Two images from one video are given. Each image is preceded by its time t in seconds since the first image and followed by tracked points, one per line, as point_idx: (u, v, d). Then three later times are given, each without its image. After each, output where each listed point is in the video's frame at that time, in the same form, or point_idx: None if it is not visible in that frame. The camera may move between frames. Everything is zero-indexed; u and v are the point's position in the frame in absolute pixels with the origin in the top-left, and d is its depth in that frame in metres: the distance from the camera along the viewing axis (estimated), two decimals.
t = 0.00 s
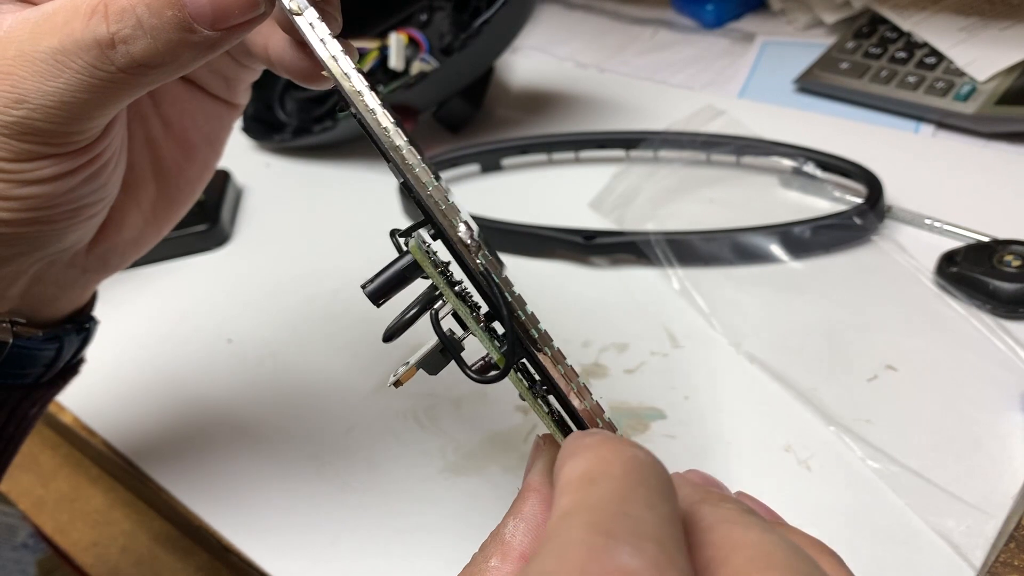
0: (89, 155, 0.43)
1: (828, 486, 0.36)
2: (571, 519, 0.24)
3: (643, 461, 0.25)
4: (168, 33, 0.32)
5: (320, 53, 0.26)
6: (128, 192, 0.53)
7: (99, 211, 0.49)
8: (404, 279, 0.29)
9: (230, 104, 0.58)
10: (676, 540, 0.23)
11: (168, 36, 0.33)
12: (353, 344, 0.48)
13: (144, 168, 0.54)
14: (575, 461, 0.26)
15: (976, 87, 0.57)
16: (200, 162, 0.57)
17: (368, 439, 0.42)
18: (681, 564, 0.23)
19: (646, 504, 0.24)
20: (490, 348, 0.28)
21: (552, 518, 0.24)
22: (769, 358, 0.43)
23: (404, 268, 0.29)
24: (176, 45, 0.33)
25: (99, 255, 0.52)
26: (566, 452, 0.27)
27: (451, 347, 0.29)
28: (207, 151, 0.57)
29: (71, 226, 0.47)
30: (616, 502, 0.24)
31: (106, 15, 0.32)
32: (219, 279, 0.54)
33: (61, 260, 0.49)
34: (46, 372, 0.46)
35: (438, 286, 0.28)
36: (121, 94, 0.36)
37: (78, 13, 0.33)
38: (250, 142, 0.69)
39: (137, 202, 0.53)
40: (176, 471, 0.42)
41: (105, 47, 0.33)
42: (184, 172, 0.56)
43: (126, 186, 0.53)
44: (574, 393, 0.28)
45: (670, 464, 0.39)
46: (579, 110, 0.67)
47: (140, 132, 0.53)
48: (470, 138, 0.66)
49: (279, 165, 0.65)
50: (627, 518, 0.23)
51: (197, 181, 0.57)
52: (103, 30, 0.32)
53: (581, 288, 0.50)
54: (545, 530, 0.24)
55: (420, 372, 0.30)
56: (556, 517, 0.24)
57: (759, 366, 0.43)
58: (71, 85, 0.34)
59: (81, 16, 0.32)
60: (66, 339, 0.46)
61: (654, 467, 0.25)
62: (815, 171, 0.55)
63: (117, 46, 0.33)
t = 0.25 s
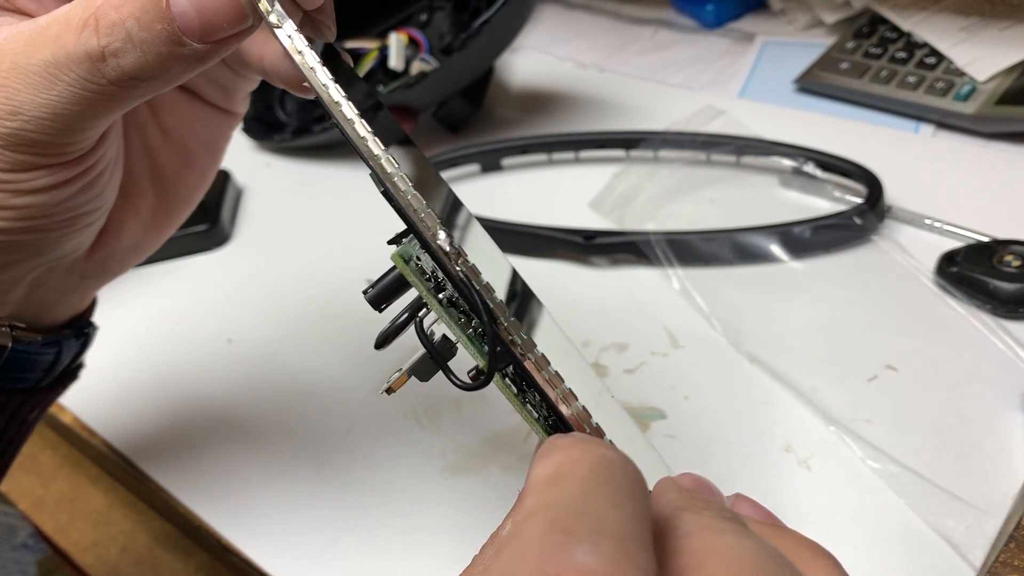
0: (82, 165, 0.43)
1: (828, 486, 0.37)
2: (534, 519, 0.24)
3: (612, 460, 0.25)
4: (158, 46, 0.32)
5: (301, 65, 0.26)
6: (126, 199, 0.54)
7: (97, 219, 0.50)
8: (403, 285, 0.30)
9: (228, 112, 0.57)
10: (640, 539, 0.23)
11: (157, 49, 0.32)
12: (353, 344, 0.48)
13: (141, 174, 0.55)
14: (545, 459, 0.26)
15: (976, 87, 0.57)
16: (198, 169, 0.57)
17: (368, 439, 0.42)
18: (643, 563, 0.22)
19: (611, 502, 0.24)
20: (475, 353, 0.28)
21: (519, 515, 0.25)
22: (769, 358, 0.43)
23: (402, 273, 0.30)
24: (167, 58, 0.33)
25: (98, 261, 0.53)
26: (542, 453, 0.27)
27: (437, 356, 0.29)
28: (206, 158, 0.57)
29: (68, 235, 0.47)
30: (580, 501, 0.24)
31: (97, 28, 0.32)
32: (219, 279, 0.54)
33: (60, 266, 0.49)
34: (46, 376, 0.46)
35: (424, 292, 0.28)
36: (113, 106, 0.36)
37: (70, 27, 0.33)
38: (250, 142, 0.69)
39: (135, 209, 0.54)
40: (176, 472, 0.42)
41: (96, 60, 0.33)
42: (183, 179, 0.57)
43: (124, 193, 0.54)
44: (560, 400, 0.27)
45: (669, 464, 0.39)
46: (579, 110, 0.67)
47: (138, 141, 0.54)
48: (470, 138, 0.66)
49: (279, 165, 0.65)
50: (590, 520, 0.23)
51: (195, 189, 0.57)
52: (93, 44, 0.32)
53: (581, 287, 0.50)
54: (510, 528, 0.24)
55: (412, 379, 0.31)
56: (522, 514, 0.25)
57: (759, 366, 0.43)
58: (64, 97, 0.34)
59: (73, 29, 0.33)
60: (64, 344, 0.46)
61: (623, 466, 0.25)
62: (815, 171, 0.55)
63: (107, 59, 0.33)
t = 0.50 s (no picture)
0: (74, 166, 0.43)
1: (828, 486, 0.36)
2: (514, 515, 0.24)
3: (594, 458, 0.25)
4: (148, 47, 0.33)
5: (286, 65, 0.26)
6: (120, 198, 0.53)
7: (90, 219, 0.49)
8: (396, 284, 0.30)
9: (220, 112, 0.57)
10: (620, 534, 0.24)
11: (147, 49, 0.33)
12: (353, 344, 0.48)
13: (134, 175, 0.54)
14: (525, 459, 0.26)
15: (976, 87, 0.57)
16: (191, 168, 0.57)
17: (368, 439, 0.42)
18: (622, 556, 0.23)
19: (592, 498, 0.24)
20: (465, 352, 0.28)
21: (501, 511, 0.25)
22: (769, 358, 0.43)
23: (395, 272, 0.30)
24: (156, 58, 0.33)
25: (93, 261, 0.51)
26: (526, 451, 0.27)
27: (428, 354, 0.30)
28: (200, 158, 0.57)
29: (62, 235, 0.47)
30: (560, 498, 0.24)
31: (86, 29, 0.32)
32: (219, 279, 0.54)
33: (54, 267, 0.48)
34: (41, 375, 0.45)
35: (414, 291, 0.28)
36: (105, 107, 0.37)
37: (60, 28, 0.33)
38: (250, 142, 0.69)
39: (130, 208, 0.53)
40: (177, 472, 0.42)
41: (86, 61, 0.33)
42: (177, 179, 0.56)
43: (117, 193, 0.53)
44: (549, 398, 0.27)
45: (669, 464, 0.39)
46: (579, 110, 0.67)
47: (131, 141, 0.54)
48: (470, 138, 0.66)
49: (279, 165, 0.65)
50: (569, 514, 0.24)
51: (188, 188, 0.57)
52: (83, 45, 0.33)
53: (581, 287, 0.50)
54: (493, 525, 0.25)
55: (403, 378, 0.31)
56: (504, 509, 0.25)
57: (759, 366, 0.43)
58: (54, 96, 0.35)
59: (62, 31, 0.33)
60: (58, 344, 0.45)
61: (605, 465, 0.26)
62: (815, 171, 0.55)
63: (97, 60, 0.33)
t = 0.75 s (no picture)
0: (74, 177, 0.43)
1: (828, 486, 0.36)
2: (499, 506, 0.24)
3: (582, 453, 0.25)
4: (148, 59, 0.33)
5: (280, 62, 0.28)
6: (117, 211, 0.53)
7: (90, 229, 0.49)
8: (390, 287, 0.29)
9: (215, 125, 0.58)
10: (609, 525, 0.24)
11: (146, 63, 0.34)
12: (353, 344, 0.48)
13: (131, 187, 0.54)
14: (514, 453, 0.26)
15: (976, 86, 0.57)
16: (187, 181, 0.57)
17: (368, 439, 0.42)
18: (609, 551, 0.23)
19: (579, 491, 0.24)
20: (460, 335, 0.27)
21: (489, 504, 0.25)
22: (769, 358, 0.43)
23: (388, 276, 0.29)
24: (154, 71, 0.34)
25: (91, 272, 0.52)
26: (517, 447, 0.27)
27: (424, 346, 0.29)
28: (195, 170, 0.57)
29: (62, 244, 0.47)
30: (544, 490, 0.24)
31: (85, 42, 0.33)
32: (219, 279, 0.54)
33: (53, 277, 0.49)
34: (38, 385, 0.46)
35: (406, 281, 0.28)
36: (103, 119, 0.37)
37: (59, 42, 0.33)
38: (250, 142, 0.69)
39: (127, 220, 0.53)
40: (177, 473, 0.42)
41: (86, 74, 0.33)
42: (173, 190, 0.56)
43: (114, 204, 0.53)
44: (543, 371, 0.27)
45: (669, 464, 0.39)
46: (579, 110, 0.67)
47: (127, 154, 0.54)
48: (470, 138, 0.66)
49: (279, 166, 0.65)
50: (554, 505, 0.24)
51: (184, 199, 0.57)
52: (83, 58, 0.33)
53: (580, 287, 0.50)
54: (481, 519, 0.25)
55: (398, 370, 0.31)
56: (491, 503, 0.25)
57: (759, 365, 0.42)
58: (53, 109, 0.35)
59: (62, 44, 0.33)
60: (56, 353, 0.45)
61: (594, 459, 0.26)
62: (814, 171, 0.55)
63: (97, 73, 0.34)
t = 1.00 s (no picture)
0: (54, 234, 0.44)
1: (828, 486, 0.37)
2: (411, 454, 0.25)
3: (494, 410, 0.26)
4: (123, 132, 0.36)
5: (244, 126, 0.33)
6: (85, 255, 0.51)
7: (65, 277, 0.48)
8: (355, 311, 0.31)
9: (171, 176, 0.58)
10: (512, 464, 0.24)
11: (121, 135, 0.36)
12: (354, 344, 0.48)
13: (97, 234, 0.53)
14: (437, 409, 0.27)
15: (976, 87, 0.57)
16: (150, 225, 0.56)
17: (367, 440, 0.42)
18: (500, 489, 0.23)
19: (484, 437, 0.24)
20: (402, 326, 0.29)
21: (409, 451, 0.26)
22: (769, 358, 0.43)
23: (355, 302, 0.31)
24: (127, 142, 0.37)
25: (64, 312, 0.50)
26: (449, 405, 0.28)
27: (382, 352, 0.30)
28: (157, 215, 0.56)
29: (40, 292, 0.46)
30: (450, 434, 0.25)
31: (66, 118, 0.35)
32: (218, 278, 0.54)
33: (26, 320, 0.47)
34: (11, 418, 0.47)
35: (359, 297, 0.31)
36: (81, 185, 0.39)
37: (42, 116, 0.36)
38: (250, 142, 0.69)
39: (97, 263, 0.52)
40: (176, 473, 0.42)
41: (68, 147, 0.36)
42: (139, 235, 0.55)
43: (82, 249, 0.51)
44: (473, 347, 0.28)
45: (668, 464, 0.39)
46: (579, 110, 0.67)
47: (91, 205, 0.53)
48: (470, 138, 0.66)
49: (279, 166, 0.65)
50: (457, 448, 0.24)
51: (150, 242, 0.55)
52: (65, 133, 0.36)
53: (580, 287, 0.50)
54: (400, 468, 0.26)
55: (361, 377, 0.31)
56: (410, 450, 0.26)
57: (758, 366, 0.43)
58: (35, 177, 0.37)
59: (46, 120, 0.36)
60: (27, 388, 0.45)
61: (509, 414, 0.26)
62: (814, 171, 0.55)
63: (79, 145, 0.36)
